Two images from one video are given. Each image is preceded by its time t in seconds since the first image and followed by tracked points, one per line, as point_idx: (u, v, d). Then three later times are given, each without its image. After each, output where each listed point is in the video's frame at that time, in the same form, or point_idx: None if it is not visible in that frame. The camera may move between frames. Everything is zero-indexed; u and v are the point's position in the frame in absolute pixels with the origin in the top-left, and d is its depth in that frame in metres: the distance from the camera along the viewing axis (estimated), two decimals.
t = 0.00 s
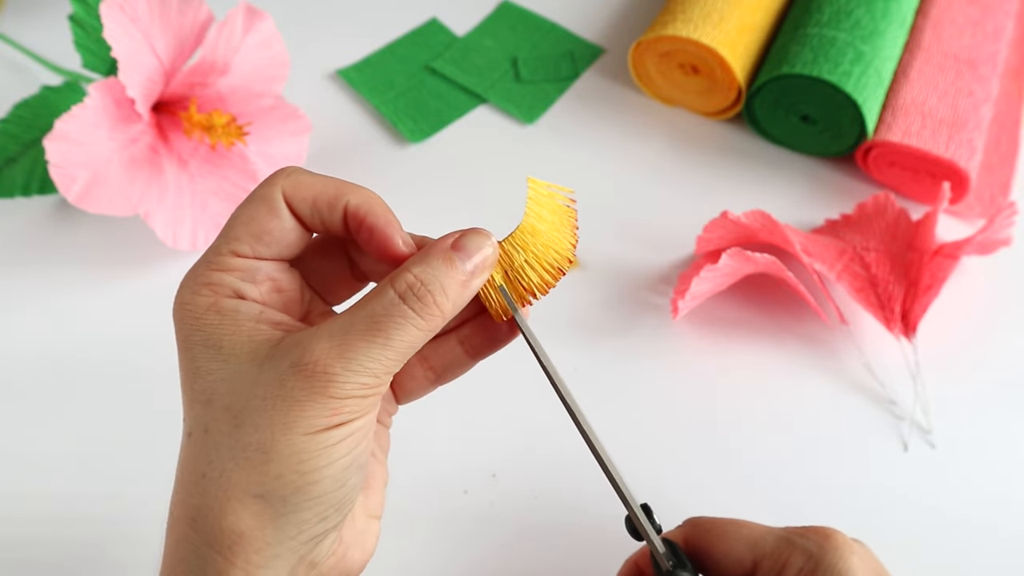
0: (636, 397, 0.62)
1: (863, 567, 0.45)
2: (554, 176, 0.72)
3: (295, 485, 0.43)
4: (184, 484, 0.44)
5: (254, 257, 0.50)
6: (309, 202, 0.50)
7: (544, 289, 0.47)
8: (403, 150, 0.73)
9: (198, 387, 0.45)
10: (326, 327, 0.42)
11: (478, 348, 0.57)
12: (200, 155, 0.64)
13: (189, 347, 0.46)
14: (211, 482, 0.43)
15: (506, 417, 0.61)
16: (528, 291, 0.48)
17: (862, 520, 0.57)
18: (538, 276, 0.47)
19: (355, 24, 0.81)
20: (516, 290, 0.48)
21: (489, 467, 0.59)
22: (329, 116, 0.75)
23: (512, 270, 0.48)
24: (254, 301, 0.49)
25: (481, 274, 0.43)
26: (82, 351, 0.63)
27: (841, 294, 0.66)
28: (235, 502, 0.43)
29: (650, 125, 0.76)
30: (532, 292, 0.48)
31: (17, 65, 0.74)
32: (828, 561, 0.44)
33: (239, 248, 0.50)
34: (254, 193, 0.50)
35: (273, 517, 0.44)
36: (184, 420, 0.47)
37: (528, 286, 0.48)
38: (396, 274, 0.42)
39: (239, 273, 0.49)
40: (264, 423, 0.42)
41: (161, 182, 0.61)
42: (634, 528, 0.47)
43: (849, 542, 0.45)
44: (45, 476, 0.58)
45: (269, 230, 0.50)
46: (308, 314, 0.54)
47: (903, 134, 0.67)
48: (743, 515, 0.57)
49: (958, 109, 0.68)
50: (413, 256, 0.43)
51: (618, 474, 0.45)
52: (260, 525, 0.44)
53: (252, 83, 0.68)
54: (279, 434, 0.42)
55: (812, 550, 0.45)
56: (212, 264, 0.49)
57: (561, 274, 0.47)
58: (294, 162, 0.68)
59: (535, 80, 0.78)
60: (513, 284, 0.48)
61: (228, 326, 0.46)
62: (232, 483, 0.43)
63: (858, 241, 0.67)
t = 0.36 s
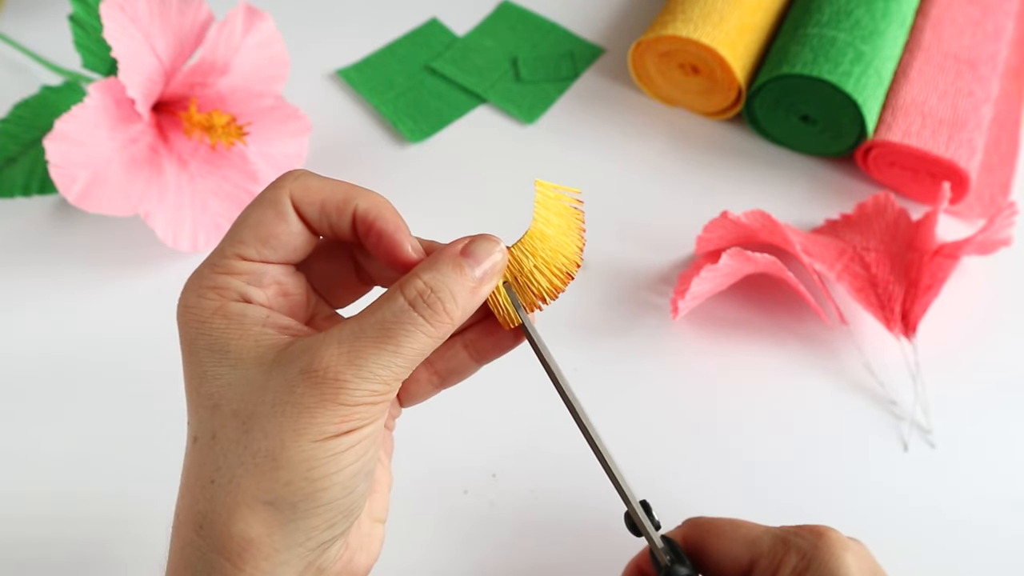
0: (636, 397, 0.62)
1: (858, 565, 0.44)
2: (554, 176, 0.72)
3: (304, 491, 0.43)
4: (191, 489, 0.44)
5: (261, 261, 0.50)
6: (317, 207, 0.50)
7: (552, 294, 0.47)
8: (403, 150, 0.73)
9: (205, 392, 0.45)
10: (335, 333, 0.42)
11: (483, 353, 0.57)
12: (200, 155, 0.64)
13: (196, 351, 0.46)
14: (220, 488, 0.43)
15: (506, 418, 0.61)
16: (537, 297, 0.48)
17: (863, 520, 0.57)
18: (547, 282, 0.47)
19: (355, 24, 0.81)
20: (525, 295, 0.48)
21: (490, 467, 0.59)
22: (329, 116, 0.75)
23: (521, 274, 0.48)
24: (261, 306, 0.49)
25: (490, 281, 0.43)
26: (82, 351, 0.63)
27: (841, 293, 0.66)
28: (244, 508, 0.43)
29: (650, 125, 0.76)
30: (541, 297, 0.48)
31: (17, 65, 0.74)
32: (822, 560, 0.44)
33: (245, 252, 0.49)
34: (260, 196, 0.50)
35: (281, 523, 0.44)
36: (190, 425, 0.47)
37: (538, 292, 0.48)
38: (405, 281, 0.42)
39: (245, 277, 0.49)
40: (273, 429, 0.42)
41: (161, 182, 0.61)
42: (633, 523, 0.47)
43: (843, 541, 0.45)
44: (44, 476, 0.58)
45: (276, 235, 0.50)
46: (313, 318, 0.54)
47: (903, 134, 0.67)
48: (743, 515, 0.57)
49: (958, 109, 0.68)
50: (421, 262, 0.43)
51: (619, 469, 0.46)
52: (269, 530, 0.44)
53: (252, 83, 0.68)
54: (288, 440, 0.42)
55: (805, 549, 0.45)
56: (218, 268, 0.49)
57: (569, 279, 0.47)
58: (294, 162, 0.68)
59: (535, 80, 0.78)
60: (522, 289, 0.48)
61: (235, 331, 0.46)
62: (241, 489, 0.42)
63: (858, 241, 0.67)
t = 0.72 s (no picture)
0: (636, 397, 0.62)
1: (865, 557, 0.44)
2: (554, 176, 0.72)
3: (306, 490, 0.43)
4: (192, 489, 0.44)
5: (260, 261, 0.50)
6: (317, 206, 0.50)
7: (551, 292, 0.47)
8: (403, 150, 0.73)
9: (205, 392, 0.45)
10: (335, 331, 0.42)
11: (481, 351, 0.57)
12: (200, 155, 0.64)
13: (196, 351, 0.46)
14: (221, 487, 0.43)
15: (506, 417, 0.61)
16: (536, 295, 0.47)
17: (863, 520, 0.57)
18: (546, 279, 0.47)
19: (355, 24, 0.81)
20: (523, 294, 0.48)
21: (490, 467, 0.59)
22: (329, 116, 0.75)
23: (520, 272, 0.48)
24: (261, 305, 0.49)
25: (489, 279, 0.43)
26: (82, 351, 0.63)
27: (841, 293, 0.66)
28: (246, 507, 0.43)
29: (650, 125, 0.76)
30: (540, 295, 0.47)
31: (17, 65, 0.74)
32: (831, 553, 0.44)
33: (245, 252, 0.49)
34: (260, 196, 0.50)
35: (283, 521, 0.44)
36: (190, 425, 0.47)
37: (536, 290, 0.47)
38: (404, 280, 0.42)
39: (245, 276, 0.49)
40: (275, 428, 0.42)
41: (161, 182, 0.61)
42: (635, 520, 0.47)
43: (853, 533, 0.45)
44: (45, 476, 0.58)
45: (276, 234, 0.50)
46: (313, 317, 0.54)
47: (903, 134, 0.67)
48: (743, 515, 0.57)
49: (958, 109, 0.68)
50: (421, 262, 0.43)
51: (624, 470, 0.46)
52: (271, 529, 0.44)
53: (252, 83, 0.68)
54: (290, 439, 0.42)
55: (814, 541, 0.45)
56: (217, 267, 0.49)
57: (568, 277, 0.47)
58: (294, 162, 0.68)
59: (535, 80, 0.78)
60: (521, 287, 0.48)
61: (235, 330, 0.46)
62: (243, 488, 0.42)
63: (858, 241, 0.67)
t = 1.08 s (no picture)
0: (637, 397, 0.62)
1: (864, 554, 0.44)
2: (554, 177, 0.72)
3: (305, 484, 0.43)
4: (192, 483, 0.44)
5: (261, 258, 0.51)
6: (315, 203, 0.50)
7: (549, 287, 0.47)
8: (403, 150, 0.73)
9: (205, 387, 0.45)
10: (334, 326, 0.42)
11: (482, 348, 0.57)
12: (200, 155, 0.64)
13: (196, 346, 0.46)
14: (220, 481, 0.43)
15: (506, 417, 0.61)
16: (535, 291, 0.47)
17: (863, 520, 0.57)
18: (546, 273, 0.47)
19: (355, 24, 0.81)
20: (523, 291, 0.48)
21: (490, 467, 0.59)
22: (330, 116, 0.75)
23: (521, 268, 0.48)
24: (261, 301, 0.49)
25: (488, 275, 0.43)
26: (81, 351, 0.63)
27: (841, 293, 0.66)
28: (245, 501, 0.43)
29: (650, 125, 0.76)
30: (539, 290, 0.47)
31: (17, 65, 0.74)
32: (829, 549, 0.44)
33: (245, 249, 0.50)
34: (260, 194, 0.51)
35: (282, 515, 0.44)
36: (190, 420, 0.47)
37: (534, 284, 0.47)
38: (403, 275, 0.42)
39: (245, 273, 0.50)
40: (274, 422, 0.42)
41: (161, 182, 0.61)
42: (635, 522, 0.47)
43: (850, 529, 0.45)
44: (45, 476, 0.58)
45: (275, 231, 0.50)
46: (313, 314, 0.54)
47: (903, 134, 0.67)
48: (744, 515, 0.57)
49: (958, 109, 0.68)
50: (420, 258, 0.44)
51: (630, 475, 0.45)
52: (270, 523, 0.44)
53: (252, 83, 0.68)
54: (289, 433, 0.42)
55: (811, 539, 0.45)
56: (217, 264, 0.49)
57: (567, 271, 0.47)
58: (294, 162, 0.68)
59: (535, 80, 0.78)
60: (521, 282, 0.48)
61: (235, 326, 0.46)
62: (242, 482, 0.42)
63: (858, 241, 0.66)
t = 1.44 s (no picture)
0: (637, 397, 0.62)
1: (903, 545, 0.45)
2: (555, 177, 0.72)
3: (277, 461, 0.44)
4: (172, 465, 0.45)
5: (244, 247, 0.51)
6: (290, 185, 0.51)
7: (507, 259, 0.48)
8: (403, 150, 0.73)
9: (183, 373, 0.45)
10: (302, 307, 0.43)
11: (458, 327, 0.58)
12: (200, 155, 0.64)
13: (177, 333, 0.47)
14: (197, 462, 0.43)
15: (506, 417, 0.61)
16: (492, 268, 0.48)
17: (864, 520, 0.57)
18: (502, 240, 0.47)
19: (355, 24, 0.81)
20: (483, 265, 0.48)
21: (490, 467, 0.59)
22: (330, 116, 0.75)
23: (477, 237, 0.48)
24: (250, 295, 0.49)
25: (445, 250, 0.44)
26: (82, 351, 0.63)
27: (841, 293, 0.66)
28: (220, 482, 0.43)
29: (650, 125, 0.76)
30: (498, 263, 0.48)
31: (17, 65, 0.74)
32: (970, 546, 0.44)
33: (229, 240, 0.50)
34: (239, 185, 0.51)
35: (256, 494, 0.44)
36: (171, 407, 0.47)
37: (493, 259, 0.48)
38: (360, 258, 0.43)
39: (229, 261, 0.50)
40: (247, 401, 0.43)
41: (161, 182, 0.61)
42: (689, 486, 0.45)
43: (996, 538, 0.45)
44: (45, 477, 0.58)
45: (256, 218, 0.51)
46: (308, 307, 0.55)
47: (903, 134, 0.67)
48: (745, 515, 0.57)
49: (958, 109, 0.68)
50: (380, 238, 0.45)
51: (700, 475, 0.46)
52: (246, 503, 0.44)
53: (252, 83, 0.68)
54: (261, 411, 0.43)
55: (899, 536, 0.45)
56: (202, 255, 0.50)
57: (527, 238, 0.46)
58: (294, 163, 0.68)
59: (535, 80, 0.78)
60: (478, 249, 0.48)
61: (214, 311, 0.47)
62: (218, 460, 0.43)
63: (858, 241, 0.66)
